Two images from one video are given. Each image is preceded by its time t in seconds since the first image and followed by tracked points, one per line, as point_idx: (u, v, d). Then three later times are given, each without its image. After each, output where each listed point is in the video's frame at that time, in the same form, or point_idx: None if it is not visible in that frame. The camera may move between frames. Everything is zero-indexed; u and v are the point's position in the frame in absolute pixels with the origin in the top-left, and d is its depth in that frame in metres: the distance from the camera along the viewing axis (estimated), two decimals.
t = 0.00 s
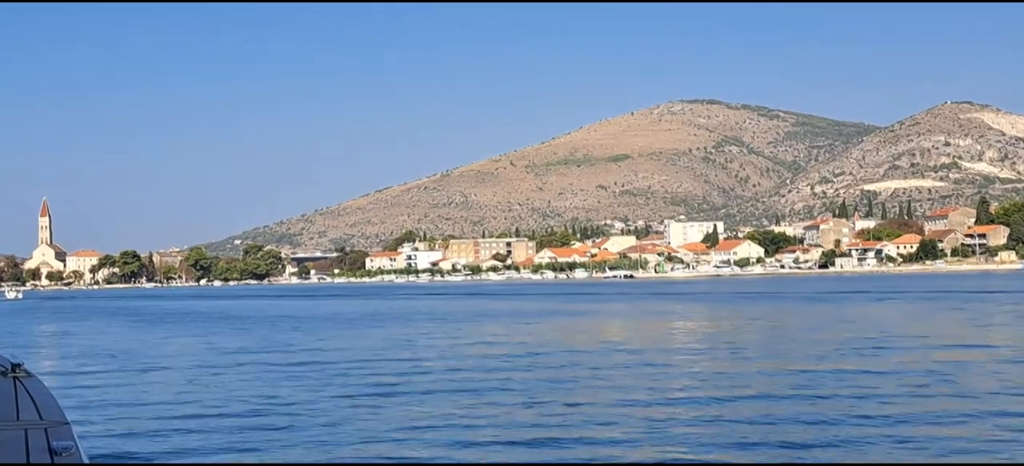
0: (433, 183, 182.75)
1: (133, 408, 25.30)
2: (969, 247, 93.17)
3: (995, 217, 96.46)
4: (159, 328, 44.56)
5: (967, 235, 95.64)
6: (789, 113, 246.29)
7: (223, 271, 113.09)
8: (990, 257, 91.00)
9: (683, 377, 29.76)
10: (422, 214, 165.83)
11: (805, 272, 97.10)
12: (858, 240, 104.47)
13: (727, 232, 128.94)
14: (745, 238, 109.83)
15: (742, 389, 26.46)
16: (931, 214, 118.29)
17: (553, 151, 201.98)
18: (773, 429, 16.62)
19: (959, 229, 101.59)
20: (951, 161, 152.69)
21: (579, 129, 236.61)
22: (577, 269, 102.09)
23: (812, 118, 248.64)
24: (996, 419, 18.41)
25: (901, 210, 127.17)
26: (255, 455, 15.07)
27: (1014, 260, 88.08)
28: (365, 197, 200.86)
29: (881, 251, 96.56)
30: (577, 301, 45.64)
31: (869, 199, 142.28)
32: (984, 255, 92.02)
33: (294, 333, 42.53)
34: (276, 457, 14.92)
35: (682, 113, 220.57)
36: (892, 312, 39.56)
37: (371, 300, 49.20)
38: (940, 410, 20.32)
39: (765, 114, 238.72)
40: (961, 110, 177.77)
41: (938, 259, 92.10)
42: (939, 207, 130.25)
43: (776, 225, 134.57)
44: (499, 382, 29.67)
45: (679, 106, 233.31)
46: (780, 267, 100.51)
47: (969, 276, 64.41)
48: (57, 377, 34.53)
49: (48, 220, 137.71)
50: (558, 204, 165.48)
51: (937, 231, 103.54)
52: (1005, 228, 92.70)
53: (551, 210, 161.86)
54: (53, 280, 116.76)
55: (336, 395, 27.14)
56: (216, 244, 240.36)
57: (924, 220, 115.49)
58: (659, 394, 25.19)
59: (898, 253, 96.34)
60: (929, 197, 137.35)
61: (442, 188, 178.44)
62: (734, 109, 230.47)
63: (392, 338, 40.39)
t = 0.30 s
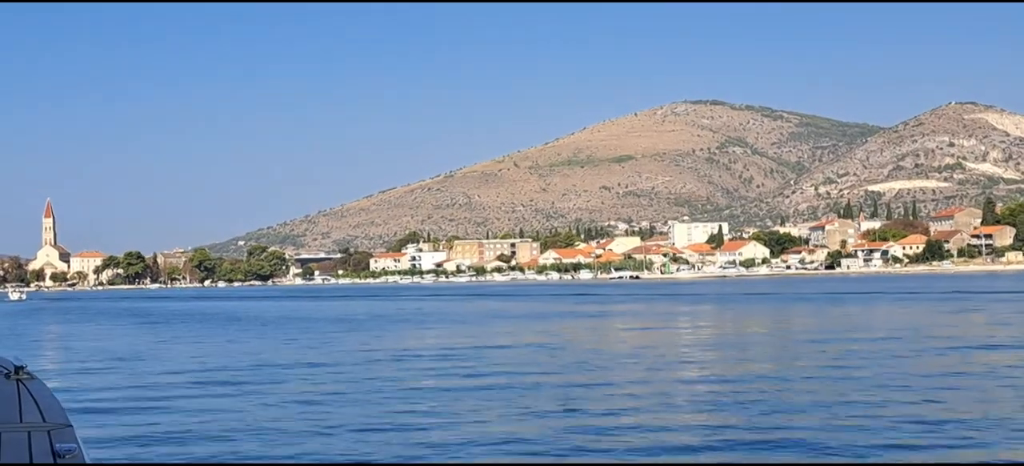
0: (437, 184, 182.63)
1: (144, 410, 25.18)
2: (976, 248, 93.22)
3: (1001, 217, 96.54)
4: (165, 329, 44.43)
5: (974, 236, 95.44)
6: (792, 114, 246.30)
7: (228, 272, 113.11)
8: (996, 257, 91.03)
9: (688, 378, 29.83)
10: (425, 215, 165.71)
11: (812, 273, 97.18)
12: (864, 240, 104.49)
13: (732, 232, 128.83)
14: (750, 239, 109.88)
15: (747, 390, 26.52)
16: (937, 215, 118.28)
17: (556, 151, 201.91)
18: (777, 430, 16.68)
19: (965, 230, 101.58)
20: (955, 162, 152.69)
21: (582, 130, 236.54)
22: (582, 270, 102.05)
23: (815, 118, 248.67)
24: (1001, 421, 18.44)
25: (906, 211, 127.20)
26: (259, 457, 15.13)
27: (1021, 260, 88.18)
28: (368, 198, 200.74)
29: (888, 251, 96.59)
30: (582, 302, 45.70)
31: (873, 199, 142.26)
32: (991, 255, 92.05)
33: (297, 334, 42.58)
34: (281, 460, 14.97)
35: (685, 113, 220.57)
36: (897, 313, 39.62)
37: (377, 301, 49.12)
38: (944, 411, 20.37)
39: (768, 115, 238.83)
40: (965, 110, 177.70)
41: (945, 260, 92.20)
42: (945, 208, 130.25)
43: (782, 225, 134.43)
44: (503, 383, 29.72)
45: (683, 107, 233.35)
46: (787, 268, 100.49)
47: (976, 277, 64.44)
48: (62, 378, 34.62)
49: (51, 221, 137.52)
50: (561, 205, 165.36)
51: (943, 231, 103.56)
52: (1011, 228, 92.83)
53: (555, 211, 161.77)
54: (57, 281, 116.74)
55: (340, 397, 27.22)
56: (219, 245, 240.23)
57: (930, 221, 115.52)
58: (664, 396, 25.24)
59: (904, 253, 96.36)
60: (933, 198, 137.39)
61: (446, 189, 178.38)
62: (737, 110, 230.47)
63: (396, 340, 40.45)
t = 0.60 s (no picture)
0: (441, 182, 182.85)
1: (152, 408, 25.46)
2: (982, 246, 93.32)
3: (1007, 215, 96.65)
4: (174, 325, 44.70)
5: (979, 234, 96.16)
6: (796, 111, 246.21)
7: (233, 270, 113.13)
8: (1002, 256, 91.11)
9: (694, 376, 29.78)
10: (429, 213, 165.84)
11: (818, 271, 97.25)
12: (870, 239, 104.57)
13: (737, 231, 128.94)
14: (756, 237, 109.91)
15: (754, 388, 26.49)
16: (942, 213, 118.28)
17: (561, 149, 202.01)
18: (785, 429, 16.61)
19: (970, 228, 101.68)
20: (959, 161, 152.56)
21: (586, 128, 236.55)
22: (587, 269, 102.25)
23: (819, 117, 248.53)
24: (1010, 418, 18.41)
25: (912, 209, 127.22)
26: (267, 457, 15.20)
27: None
28: (372, 196, 201.01)
29: (894, 250, 96.69)
30: (586, 300, 45.65)
31: (877, 198, 142.23)
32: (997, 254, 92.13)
33: (300, 332, 42.54)
34: (286, 463, 14.91)
35: (689, 112, 220.43)
36: (902, 311, 39.61)
37: (384, 298, 49.35)
38: (953, 409, 20.32)
39: (772, 112, 238.68)
40: (970, 109, 177.75)
41: (951, 258, 92.20)
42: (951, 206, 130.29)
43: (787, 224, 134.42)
44: (509, 381, 29.69)
45: (687, 105, 233.30)
46: (793, 266, 100.64)
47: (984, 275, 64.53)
48: (65, 376, 34.55)
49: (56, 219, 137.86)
50: (565, 204, 165.48)
51: (949, 230, 103.60)
52: (1017, 227, 92.98)
53: (558, 209, 161.88)
54: (62, 278, 116.73)
55: (344, 395, 27.16)
56: (223, 242, 240.69)
57: (937, 219, 115.64)
58: (669, 394, 25.20)
59: (910, 252, 96.45)
60: (937, 196, 137.49)
61: (450, 187, 178.34)
62: (740, 108, 230.46)
63: (400, 337, 40.41)
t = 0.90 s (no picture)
0: (445, 183, 182.83)
1: (157, 408, 25.84)
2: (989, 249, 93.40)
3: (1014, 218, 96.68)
4: (179, 326, 45.01)
5: (986, 237, 95.98)
6: (801, 113, 246.08)
7: (237, 271, 113.23)
8: (1010, 259, 91.22)
9: (701, 379, 29.73)
10: (433, 215, 165.81)
11: (825, 274, 97.19)
12: (876, 241, 104.63)
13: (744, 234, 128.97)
14: (761, 239, 109.85)
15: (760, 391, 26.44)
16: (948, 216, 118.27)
17: (565, 151, 202.01)
18: (788, 437, 16.70)
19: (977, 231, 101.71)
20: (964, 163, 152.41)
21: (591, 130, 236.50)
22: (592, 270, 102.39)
23: (824, 118, 248.35)
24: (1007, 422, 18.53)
25: (919, 211, 127.16)
26: (268, 459, 15.60)
27: None
28: (376, 197, 201.11)
29: (900, 252, 96.80)
30: (589, 302, 45.77)
31: (882, 200, 142.17)
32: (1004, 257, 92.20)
33: (304, 333, 42.51)
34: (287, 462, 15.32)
35: (694, 113, 220.37)
36: (908, 314, 39.56)
37: (389, 300, 49.62)
38: (960, 411, 20.35)
39: (777, 114, 238.64)
40: (975, 111, 177.36)
41: (958, 260, 92.24)
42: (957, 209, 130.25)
43: (793, 226, 134.36)
44: (515, 383, 29.66)
45: (692, 107, 233.23)
46: (799, 268, 100.77)
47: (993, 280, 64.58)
48: (71, 376, 34.92)
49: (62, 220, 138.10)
50: (569, 205, 165.45)
51: (954, 232, 103.63)
52: None
53: (563, 210, 161.87)
54: (66, 280, 116.80)
55: (349, 397, 27.13)
56: (227, 243, 241.03)
57: (944, 222, 115.70)
58: (676, 396, 25.20)
59: (917, 255, 96.55)
60: (943, 199, 137.51)
61: (455, 189, 178.37)
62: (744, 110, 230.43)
63: (402, 339, 40.50)
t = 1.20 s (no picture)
0: (449, 188, 182.98)
1: (161, 412, 25.74)
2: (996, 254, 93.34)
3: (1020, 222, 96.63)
4: (183, 330, 44.99)
5: (992, 241, 96.05)
6: (804, 119, 245.97)
7: (241, 276, 113.34)
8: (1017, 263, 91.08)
9: (708, 384, 29.50)
10: (437, 219, 165.88)
11: (830, 278, 97.08)
12: (882, 246, 104.56)
13: (749, 239, 128.87)
14: (767, 244, 109.63)
15: (768, 396, 26.22)
16: (954, 220, 118.07)
17: (569, 156, 202.09)
18: (795, 442, 16.63)
19: (982, 236, 101.57)
20: (969, 168, 152.18)
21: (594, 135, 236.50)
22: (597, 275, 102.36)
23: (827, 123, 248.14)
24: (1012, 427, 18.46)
25: (925, 216, 126.97)
26: None
27: None
28: (380, 202, 201.16)
29: (906, 256, 96.74)
30: (593, 307, 45.74)
31: (886, 205, 142.05)
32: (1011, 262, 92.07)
33: (306, 338, 42.32)
34: None
35: (697, 119, 220.43)
36: (916, 320, 39.32)
37: (393, 304, 49.54)
38: (974, 416, 20.11)
39: (781, 120, 238.54)
40: (979, 116, 176.86)
41: (965, 265, 92.07)
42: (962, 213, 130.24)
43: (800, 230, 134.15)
44: (520, 388, 29.45)
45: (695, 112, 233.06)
46: (805, 272, 100.69)
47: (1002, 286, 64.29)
48: (73, 380, 34.86)
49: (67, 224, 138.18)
50: (573, 210, 165.46)
51: (961, 236, 103.47)
52: None
53: (566, 215, 161.84)
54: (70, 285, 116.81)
55: (352, 402, 26.92)
56: (231, 249, 241.09)
57: (950, 226, 115.65)
58: (684, 402, 24.98)
59: (923, 259, 96.40)
60: (947, 203, 137.47)
61: (458, 193, 178.49)
62: (748, 115, 230.48)
63: (405, 343, 40.42)
